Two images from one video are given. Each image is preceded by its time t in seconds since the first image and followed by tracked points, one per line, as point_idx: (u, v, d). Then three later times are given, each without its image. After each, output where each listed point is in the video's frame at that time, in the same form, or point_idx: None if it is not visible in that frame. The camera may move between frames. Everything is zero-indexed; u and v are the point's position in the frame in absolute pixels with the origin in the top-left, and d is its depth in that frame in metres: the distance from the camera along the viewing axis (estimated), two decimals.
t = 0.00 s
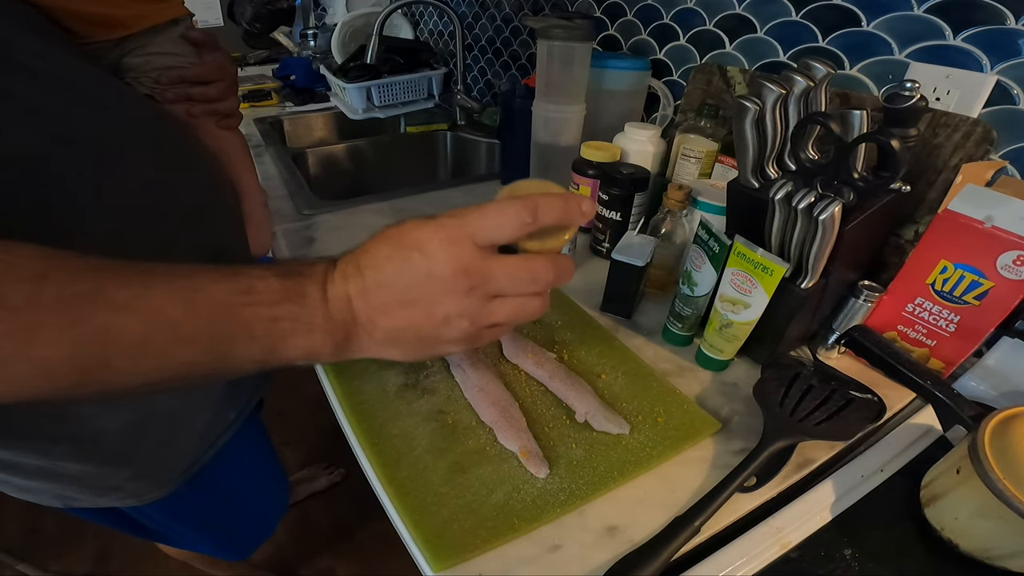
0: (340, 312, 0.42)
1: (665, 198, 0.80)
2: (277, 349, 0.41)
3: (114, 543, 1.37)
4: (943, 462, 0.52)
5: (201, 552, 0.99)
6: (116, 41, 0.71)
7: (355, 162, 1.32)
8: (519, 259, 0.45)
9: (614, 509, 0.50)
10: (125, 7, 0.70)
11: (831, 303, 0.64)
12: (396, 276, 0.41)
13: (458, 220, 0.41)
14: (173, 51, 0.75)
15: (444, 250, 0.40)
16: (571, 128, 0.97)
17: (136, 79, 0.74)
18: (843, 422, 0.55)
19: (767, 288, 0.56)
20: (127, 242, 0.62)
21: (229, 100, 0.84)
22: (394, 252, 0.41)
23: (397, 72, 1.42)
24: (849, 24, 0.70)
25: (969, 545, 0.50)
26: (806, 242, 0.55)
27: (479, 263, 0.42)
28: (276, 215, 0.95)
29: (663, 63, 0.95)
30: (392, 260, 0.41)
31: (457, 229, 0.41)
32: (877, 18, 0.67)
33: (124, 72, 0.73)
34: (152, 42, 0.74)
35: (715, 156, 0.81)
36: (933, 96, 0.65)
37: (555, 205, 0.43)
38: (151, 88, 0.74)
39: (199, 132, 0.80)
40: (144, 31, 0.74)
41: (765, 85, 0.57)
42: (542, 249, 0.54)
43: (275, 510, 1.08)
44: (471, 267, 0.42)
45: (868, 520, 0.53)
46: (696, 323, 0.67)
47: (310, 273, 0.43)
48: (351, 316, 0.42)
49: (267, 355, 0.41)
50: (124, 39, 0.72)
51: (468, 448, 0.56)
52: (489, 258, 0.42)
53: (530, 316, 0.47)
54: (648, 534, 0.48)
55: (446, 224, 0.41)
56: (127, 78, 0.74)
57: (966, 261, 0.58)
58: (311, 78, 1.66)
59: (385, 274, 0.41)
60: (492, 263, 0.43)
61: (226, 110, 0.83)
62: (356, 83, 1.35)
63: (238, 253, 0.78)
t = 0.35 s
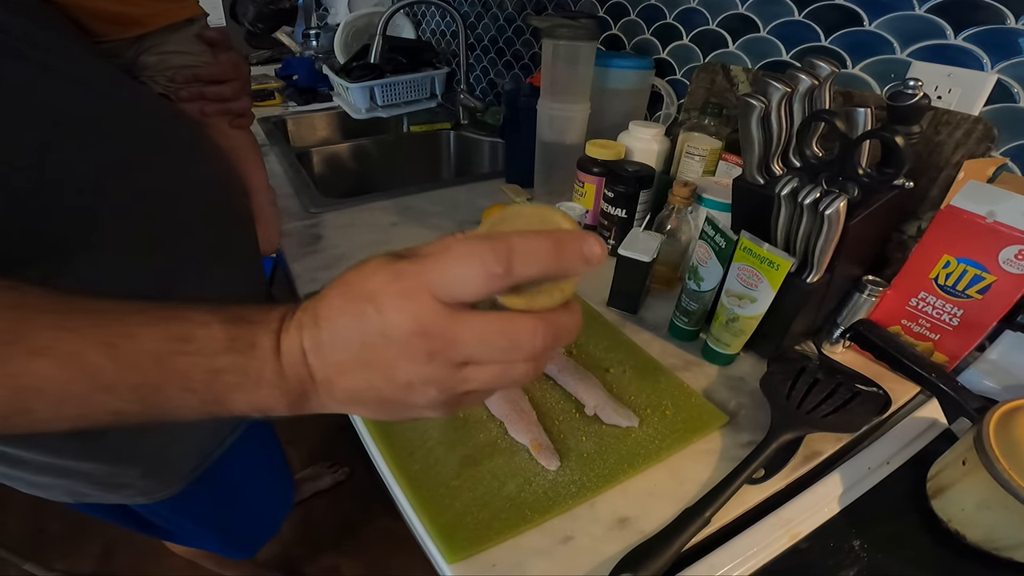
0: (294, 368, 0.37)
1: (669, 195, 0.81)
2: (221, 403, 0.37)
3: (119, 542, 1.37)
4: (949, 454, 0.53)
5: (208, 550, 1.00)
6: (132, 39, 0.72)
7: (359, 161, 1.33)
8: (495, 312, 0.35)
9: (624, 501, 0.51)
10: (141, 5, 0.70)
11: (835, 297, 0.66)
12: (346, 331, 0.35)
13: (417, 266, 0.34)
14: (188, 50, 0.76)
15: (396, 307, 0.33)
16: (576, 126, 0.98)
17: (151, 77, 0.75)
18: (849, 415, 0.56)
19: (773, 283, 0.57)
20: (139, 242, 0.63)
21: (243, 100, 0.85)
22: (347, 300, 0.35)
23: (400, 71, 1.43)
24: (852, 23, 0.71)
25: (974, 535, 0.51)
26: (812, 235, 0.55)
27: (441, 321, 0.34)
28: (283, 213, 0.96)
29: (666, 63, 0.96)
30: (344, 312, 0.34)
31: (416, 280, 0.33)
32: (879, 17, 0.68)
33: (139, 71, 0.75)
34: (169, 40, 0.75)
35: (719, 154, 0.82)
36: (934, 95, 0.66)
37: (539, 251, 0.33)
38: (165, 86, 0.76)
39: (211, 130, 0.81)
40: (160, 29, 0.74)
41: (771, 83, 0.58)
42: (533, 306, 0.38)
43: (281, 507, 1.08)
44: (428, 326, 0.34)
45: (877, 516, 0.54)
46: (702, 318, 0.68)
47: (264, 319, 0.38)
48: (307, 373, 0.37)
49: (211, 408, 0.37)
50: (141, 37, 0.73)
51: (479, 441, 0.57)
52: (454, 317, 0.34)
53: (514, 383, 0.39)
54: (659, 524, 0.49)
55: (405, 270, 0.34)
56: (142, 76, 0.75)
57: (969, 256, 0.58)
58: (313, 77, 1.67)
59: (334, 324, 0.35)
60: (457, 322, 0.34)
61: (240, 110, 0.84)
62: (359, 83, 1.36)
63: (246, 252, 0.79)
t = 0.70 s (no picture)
0: (301, 292, 0.42)
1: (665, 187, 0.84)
2: (244, 333, 0.42)
3: (126, 546, 1.38)
4: (944, 428, 0.56)
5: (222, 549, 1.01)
6: (140, 44, 0.75)
7: (358, 161, 1.35)
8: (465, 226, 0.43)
9: (635, 477, 0.54)
10: (151, 11, 0.73)
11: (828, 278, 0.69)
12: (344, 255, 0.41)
13: (399, 191, 0.41)
14: (196, 53, 0.79)
15: (387, 223, 0.40)
16: (573, 122, 1.01)
17: (160, 80, 0.78)
18: (844, 390, 0.58)
19: (767, 264, 0.61)
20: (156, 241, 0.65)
21: (250, 102, 0.86)
22: (342, 228, 0.41)
23: (395, 73, 1.46)
24: (834, 20, 0.74)
25: (974, 507, 0.53)
26: (802, 218, 0.59)
27: (424, 230, 0.41)
28: (289, 212, 0.98)
29: (658, 60, 0.99)
30: (341, 237, 0.40)
31: (400, 201, 0.40)
32: (859, 14, 0.72)
33: (149, 74, 0.77)
34: (176, 44, 0.78)
35: (712, 147, 0.85)
36: (913, 87, 0.69)
37: (494, 169, 0.42)
38: (174, 89, 0.78)
39: (219, 132, 0.82)
40: (167, 33, 0.77)
41: (759, 77, 0.61)
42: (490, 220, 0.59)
43: (293, 505, 1.10)
44: (414, 237, 0.41)
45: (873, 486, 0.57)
46: (701, 301, 0.71)
47: (271, 258, 0.44)
48: (313, 296, 0.42)
49: (236, 342, 0.42)
50: (148, 41, 0.76)
51: (493, 422, 0.59)
52: (434, 227, 0.41)
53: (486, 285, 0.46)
54: (669, 499, 0.52)
55: (388, 196, 0.41)
56: (151, 79, 0.78)
57: (952, 237, 0.62)
58: (309, 80, 1.69)
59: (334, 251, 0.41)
60: (437, 233, 0.42)
61: (246, 111, 0.85)
62: (355, 85, 1.38)
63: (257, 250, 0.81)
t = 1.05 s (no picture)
0: (347, 281, 0.45)
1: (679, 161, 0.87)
2: (296, 318, 0.44)
3: (148, 538, 1.40)
4: (964, 382, 0.58)
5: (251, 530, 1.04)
6: (172, 28, 0.75)
7: (369, 148, 1.37)
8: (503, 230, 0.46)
9: (668, 431, 0.56)
10: None
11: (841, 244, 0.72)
12: (386, 246, 0.44)
13: (444, 191, 0.44)
14: (225, 37, 0.80)
15: (430, 221, 0.43)
16: (585, 103, 1.04)
17: (191, 64, 0.78)
18: (865, 343, 0.61)
19: (784, 226, 0.64)
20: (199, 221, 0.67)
21: (275, 84, 0.90)
22: (386, 224, 0.44)
23: (403, 63, 1.48)
24: (837, 3, 0.77)
25: (997, 458, 0.55)
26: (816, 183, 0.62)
27: (466, 234, 0.44)
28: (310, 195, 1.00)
29: (666, 44, 1.02)
30: (384, 232, 0.44)
31: (443, 205, 0.43)
32: None
33: (180, 58, 0.77)
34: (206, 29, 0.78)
35: (722, 124, 0.88)
36: (915, 65, 0.72)
37: (531, 178, 0.45)
38: (205, 72, 0.79)
39: (247, 113, 0.85)
40: (198, 18, 0.77)
41: (771, 53, 0.64)
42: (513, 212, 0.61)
43: (321, 482, 1.12)
44: (457, 238, 0.44)
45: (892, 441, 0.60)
46: (719, 266, 0.73)
47: (319, 248, 0.46)
48: (359, 287, 0.45)
49: (289, 325, 0.44)
50: (180, 26, 0.76)
51: (527, 380, 0.62)
52: (475, 231, 0.44)
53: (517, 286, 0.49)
54: (702, 451, 0.54)
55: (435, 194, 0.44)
56: (183, 63, 0.77)
57: (961, 200, 0.65)
58: (316, 72, 1.71)
59: (377, 244, 0.44)
60: (479, 235, 0.45)
61: (272, 93, 0.89)
62: (363, 75, 1.41)
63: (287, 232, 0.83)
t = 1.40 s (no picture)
0: (341, 325, 0.52)
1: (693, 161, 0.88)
2: (290, 352, 0.50)
3: (162, 526, 1.44)
4: (973, 386, 0.57)
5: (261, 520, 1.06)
6: (201, 27, 0.71)
7: (389, 145, 1.39)
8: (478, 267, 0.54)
9: (670, 427, 0.57)
10: None
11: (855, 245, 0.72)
12: (380, 296, 0.53)
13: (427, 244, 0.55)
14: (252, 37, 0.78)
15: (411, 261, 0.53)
16: (602, 103, 1.04)
17: (219, 62, 0.76)
18: (875, 346, 0.61)
19: (795, 226, 0.64)
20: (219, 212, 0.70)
21: (299, 83, 0.93)
22: (381, 279, 0.54)
23: (423, 62, 1.51)
24: (858, 4, 0.77)
25: (1001, 464, 0.54)
26: (828, 184, 0.62)
27: (441, 268, 0.53)
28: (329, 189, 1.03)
29: (684, 45, 1.02)
30: (377, 285, 0.53)
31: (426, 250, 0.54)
32: None
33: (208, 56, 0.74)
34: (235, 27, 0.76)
35: (738, 124, 0.88)
36: (937, 68, 0.72)
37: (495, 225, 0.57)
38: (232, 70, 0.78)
39: (271, 110, 0.88)
40: (226, 16, 0.74)
41: (784, 54, 0.64)
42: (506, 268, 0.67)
43: (326, 472, 1.14)
44: (435, 271, 0.53)
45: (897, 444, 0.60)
46: (730, 265, 0.74)
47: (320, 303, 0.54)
48: (350, 329, 0.52)
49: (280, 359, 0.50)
50: (208, 25, 0.72)
51: (532, 373, 0.63)
52: (449, 266, 0.53)
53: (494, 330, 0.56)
54: (703, 447, 0.55)
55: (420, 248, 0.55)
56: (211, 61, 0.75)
57: (977, 203, 0.64)
58: (338, 70, 1.74)
59: (374, 296, 0.53)
60: (451, 269, 0.53)
61: (296, 92, 0.92)
62: (385, 73, 1.43)
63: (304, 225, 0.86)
